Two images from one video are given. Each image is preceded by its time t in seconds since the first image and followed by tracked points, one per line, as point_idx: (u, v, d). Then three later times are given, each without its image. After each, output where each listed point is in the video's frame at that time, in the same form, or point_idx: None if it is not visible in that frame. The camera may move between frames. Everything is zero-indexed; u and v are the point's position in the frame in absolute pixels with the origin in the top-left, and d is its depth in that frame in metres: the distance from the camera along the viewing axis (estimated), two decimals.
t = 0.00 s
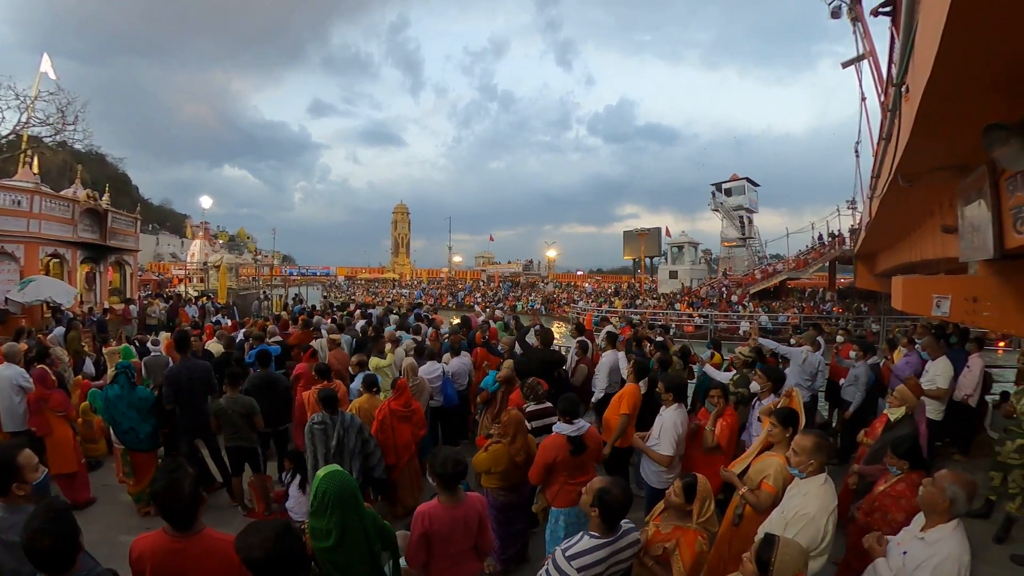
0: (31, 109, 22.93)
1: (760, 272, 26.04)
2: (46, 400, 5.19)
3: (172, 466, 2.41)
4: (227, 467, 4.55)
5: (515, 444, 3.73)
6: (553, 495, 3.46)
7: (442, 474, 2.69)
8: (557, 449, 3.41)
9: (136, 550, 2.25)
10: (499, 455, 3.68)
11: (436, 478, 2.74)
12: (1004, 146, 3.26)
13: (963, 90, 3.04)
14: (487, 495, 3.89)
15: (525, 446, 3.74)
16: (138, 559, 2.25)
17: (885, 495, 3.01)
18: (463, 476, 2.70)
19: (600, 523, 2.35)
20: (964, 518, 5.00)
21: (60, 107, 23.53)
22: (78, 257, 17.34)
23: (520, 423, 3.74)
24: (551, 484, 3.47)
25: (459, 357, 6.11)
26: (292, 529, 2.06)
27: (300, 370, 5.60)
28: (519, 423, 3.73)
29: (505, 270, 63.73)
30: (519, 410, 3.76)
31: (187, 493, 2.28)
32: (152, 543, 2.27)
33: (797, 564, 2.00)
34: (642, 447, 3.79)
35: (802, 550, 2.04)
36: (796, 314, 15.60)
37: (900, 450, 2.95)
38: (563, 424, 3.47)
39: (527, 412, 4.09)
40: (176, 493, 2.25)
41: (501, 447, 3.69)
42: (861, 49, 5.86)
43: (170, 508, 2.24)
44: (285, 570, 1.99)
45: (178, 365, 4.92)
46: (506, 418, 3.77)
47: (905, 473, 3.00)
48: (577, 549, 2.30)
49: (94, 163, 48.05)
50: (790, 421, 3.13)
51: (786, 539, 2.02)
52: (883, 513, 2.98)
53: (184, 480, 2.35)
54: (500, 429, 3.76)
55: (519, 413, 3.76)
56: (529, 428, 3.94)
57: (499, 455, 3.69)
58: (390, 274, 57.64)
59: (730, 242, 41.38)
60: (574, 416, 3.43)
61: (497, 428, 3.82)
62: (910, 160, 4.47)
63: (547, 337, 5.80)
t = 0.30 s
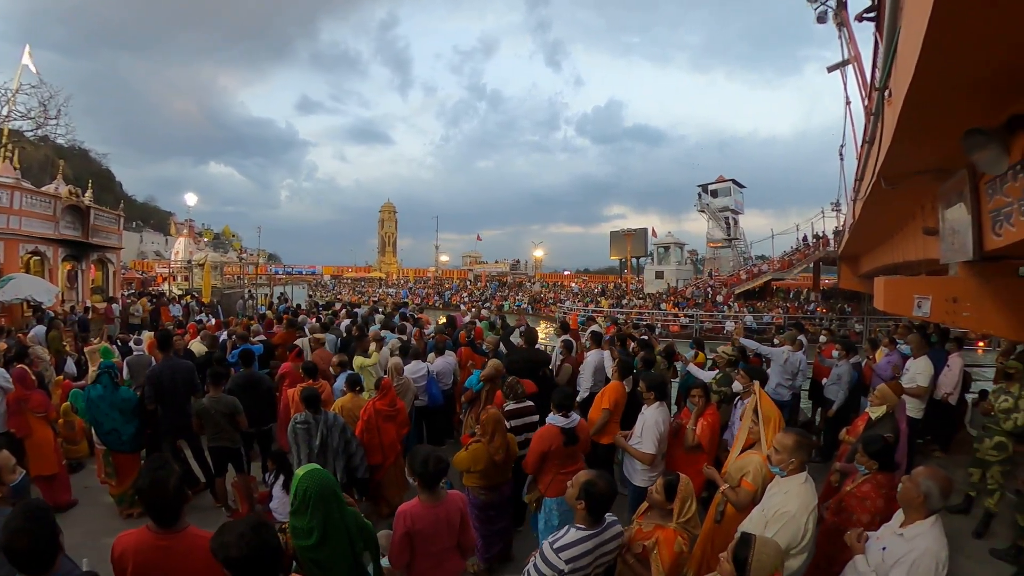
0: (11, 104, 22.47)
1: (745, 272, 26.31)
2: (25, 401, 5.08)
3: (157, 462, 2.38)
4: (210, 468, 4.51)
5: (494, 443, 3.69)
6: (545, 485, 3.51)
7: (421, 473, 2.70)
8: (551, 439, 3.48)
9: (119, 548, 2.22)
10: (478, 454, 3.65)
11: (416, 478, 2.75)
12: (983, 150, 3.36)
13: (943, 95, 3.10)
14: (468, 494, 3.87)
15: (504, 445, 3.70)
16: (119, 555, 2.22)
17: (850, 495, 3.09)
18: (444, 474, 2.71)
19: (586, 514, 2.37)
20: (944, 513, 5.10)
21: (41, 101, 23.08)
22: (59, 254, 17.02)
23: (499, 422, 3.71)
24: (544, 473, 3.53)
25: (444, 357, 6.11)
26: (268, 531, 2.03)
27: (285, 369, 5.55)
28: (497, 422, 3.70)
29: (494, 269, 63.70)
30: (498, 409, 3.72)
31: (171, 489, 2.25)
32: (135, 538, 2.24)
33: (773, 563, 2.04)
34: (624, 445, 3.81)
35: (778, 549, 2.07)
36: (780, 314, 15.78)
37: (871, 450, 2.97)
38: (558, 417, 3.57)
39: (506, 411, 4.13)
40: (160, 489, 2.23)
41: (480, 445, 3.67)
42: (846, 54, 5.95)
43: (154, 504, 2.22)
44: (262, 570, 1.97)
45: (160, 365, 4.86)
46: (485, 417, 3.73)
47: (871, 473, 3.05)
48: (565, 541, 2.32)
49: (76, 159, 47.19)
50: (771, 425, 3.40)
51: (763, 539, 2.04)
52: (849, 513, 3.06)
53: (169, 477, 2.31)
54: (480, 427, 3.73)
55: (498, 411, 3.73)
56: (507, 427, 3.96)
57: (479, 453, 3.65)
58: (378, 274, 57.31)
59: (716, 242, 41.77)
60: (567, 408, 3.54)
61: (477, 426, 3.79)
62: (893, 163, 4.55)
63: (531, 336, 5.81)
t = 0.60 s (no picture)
0: None
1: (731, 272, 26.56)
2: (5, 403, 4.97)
3: (139, 461, 2.35)
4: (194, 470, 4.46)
5: (475, 443, 3.67)
6: (540, 472, 3.73)
7: (406, 472, 2.69)
8: (548, 427, 3.72)
9: (101, 548, 2.18)
10: (460, 455, 3.66)
11: (398, 477, 2.74)
12: (963, 153, 3.43)
13: (925, 99, 3.16)
14: (451, 494, 3.88)
15: (485, 444, 3.68)
16: (101, 557, 2.18)
17: (824, 494, 3.12)
18: (428, 473, 2.70)
19: (575, 503, 2.46)
20: (926, 509, 5.18)
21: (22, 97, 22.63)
22: (41, 253, 16.70)
23: (478, 421, 3.68)
24: (540, 460, 3.76)
25: (429, 357, 6.07)
26: (249, 531, 2.01)
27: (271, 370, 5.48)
28: (477, 421, 3.68)
29: (483, 269, 63.67)
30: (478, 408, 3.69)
31: (155, 488, 2.22)
32: (118, 538, 2.21)
33: (749, 560, 2.05)
34: (608, 443, 3.85)
35: (755, 545, 2.11)
36: (765, 313, 15.96)
37: (850, 448, 2.99)
38: (555, 407, 3.83)
39: (485, 412, 4.10)
40: (144, 488, 2.20)
41: (462, 446, 3.67)
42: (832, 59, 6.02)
43: (139, 503, 2.20)
44: (244, 569, 1.97)
45: (142, 365, 4.79)
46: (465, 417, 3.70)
47: (846, 472, 3.11)
48: (559, 530, 2.42)
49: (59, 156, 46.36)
50: (754, 424, 3.30)
51: (739, 535, 2.07)
52: (824, 511, 3.08)
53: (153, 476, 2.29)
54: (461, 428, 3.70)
55: (476, 411, 3.70)
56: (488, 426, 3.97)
57: (461, 454, 3.66)
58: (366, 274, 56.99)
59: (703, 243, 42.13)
60: (562, 399, 3.83)
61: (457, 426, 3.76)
62: (876, 166, 4.63)
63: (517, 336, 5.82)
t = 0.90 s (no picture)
0: None
1: (716, 272, 26.82)
2: None
3: (111, 462, 2.32)
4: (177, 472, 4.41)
5: (455, 444, 3.67)
6: (525, 466, 3.79)
7: (388, 471, 2.69)
8: (535, 421, 3.82)
9: (75, 555, 2.15)
10: (441, 455, 3.66)
11: (380, 477, 2.73)
12: (942, 156, 3.51)
13: (905, 102, 3.23)
14: (434, 494, 3.88)
15: (466, 444, 3.68)
16: (77, 564, 2.15)
17: (800, 486, 3.18)
18: (410, 471, 2.71)
19: (560, 490, 2.53)
20: (907, 504, 5.27)
21: None
22: (19, 252, 16.33)
23: (459, 423, 3.65)
24: (524, 454, 3.82)
25: (413, 356, 6.05)
26: (227, 527, 2.01)
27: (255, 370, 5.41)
28: (457, 423, 3.65)
29: (470, 269, 63.55)
30: (458, 409, 3.68)
31: (125, 487, 2.19)
32: (91, 543, 2.18)
33: (727, 556, 2.07)
34: (590, 442, 3.88)
35: (732, 541, 2.11)
36: (750, 313, 16.15)
37: (824, 440, 3.11)
38: (540, 403, 3.96)
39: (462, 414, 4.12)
40: (113, 489, 2.17)
41: (442, 446, 3.68)
42: (815, 61, 6.09)
43: (111, 505, 2.16)
44: (225, 568, 1.95)
45: (123, 366, 4.72)
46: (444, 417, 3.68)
47: (821, 464, 3.13)
48: (546, 517, 2.49)
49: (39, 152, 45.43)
50: (736, 422, 3.31)
51: (715, 531, 2.10)
52: (799, 504, 3.12)
53: (125, 477, 2.26)
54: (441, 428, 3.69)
55: (458, 411, 3.69)
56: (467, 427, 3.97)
57: (442, 454, 3.66)
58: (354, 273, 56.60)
59: (689, 243, 42.52)
60: (547, 395, 3.97)
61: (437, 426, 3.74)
62: (859, 168, 4.70)
63: (500, 335, 5.83)
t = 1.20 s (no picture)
0: None
1: (700, 269, 27.08)
2: None
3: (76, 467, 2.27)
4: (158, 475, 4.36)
5: (433, 443, 3.62)
6: (500, 461, 3.93)
7: (366, 468, 2.67)
8: (506, 420, 3.86)
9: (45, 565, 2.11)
10: (420, 454, 3.65)
11: (359, 474, 2.71)
12: (919, 156, 3.57)
13: (883, 102, 3.28)
14: (415, 493, 3.87)
15: (444, 443, 3.63)
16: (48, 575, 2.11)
17: (769, 471, 3.22)
18: (389, 468, 2.70)
19: (541, 482, 2.54)
20: (888, 496, 5.37)
21: None
22: None
23: (438, 422, 3.59)
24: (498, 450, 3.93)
25: (397, 355, 6.03)
26: (201, 519, 2.02)
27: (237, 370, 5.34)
28: (435, 422, 3.59)
29: (457, 267, 63.34)
30: (437, 407, 3.61)
31: (90, 489, 2.16)
32: (62, 549, 2.14)
33: (705, 552, 2.09)
34: (574, 438, 3.90)
35: (710, 536, 2.14)
36: (733, 310, 16.34)
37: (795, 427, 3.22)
38: (516, 399, 3.99)
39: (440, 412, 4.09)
40: (78, 492, 2.14)
41: (421, 445, 3.67)
42: (798, 61, 6.16)
43: (77, 508, 2.12)
44: (205, 561, 1.97)
45: (103, 367, 4.64)
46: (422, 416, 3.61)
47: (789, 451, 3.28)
48: (526, 509, 2.53)
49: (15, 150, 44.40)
50: (716, 417, 3.35)
51: (694, 527, 2.12)
52: (768, 488, 3.17)
53: (91, 479, 2.22)
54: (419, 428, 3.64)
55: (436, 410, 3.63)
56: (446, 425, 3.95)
57: (420, 454, 3.65)
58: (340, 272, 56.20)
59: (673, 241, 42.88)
60: (524, 391, 3.99)
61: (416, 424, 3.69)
62: (840, 166, 4.77)
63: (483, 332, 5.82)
